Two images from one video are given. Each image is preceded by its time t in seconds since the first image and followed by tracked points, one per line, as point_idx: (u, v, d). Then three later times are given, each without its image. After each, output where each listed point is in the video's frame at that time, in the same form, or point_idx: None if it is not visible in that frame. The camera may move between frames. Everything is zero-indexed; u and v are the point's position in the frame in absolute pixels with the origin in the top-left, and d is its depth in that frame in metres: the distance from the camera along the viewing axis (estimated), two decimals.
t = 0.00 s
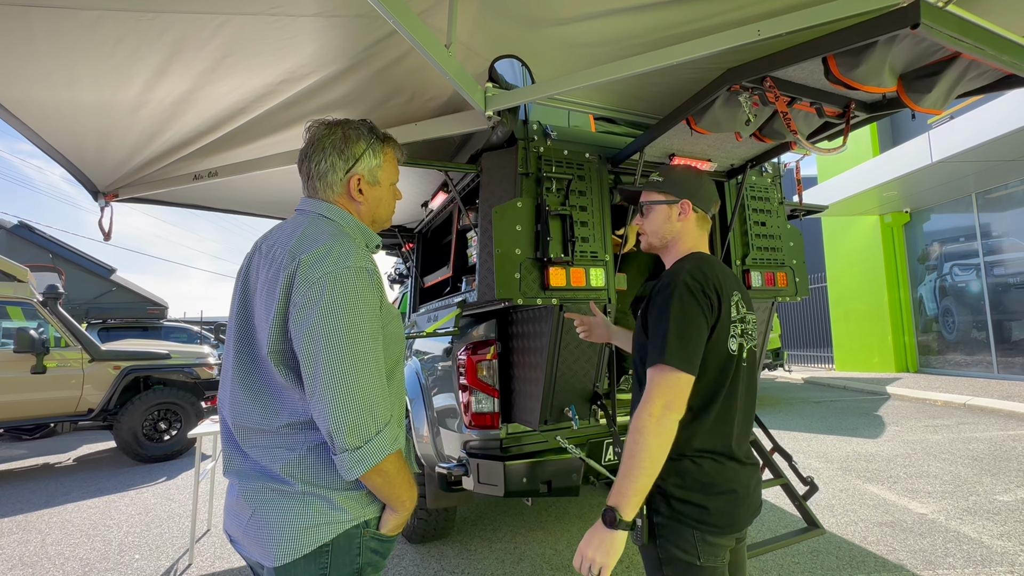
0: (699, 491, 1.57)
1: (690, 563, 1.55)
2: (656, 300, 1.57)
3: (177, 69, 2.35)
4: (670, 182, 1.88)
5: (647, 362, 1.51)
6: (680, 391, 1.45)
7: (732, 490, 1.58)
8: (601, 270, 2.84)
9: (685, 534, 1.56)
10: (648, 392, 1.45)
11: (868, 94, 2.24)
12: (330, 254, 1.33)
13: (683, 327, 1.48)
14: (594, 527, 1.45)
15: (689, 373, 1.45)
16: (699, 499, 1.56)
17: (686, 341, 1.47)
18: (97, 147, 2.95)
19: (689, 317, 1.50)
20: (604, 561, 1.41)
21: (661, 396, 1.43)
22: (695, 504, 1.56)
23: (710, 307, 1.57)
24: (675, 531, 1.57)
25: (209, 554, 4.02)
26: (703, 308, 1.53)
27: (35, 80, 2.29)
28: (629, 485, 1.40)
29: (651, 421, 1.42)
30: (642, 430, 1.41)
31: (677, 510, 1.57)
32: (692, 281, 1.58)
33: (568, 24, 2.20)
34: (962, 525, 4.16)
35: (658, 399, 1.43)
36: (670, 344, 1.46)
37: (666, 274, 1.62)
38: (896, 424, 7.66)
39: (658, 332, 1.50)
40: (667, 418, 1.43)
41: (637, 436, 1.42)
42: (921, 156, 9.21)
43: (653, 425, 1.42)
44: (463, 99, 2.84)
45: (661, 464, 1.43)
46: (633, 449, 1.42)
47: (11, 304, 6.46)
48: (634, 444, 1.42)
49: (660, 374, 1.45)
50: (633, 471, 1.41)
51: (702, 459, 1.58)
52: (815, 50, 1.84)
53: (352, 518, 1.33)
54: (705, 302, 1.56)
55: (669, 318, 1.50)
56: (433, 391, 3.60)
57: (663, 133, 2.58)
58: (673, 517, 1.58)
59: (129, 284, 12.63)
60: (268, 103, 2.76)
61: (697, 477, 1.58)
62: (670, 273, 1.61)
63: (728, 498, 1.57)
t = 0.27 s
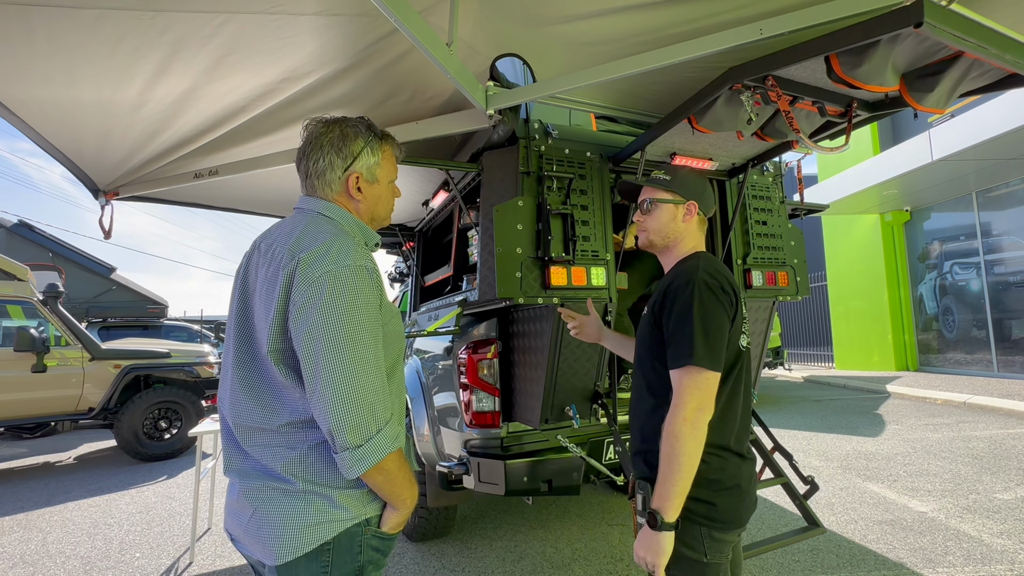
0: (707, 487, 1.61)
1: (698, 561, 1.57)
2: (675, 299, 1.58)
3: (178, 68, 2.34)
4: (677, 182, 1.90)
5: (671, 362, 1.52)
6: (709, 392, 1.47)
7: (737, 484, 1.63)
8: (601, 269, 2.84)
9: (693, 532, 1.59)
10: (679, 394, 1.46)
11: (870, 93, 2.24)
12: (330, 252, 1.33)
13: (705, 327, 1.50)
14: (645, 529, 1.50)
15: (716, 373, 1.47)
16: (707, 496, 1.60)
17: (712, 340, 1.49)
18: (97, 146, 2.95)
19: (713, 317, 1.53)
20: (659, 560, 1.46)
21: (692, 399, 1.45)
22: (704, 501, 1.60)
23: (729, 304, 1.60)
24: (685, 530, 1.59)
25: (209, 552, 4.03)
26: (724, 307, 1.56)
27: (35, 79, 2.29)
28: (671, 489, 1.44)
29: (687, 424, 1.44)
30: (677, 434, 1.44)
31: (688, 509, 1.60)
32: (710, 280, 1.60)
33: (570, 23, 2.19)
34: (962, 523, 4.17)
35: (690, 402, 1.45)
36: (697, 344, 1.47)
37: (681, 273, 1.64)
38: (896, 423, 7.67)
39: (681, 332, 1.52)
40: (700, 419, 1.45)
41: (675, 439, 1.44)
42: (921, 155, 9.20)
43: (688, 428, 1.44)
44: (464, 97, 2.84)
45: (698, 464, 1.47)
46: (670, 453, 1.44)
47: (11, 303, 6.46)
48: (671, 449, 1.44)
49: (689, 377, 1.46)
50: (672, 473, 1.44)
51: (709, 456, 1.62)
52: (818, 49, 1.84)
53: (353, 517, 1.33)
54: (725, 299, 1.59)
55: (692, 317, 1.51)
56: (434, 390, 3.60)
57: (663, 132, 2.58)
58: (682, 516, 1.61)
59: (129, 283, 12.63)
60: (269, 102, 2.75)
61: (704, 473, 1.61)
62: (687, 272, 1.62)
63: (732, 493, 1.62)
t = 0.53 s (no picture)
0: (710, 483, 1.61)
1: (703, 556, 1.57)
2: (681, 295, 1.59)
3: (179, 65, 2.34)
4: (682, 182, 1.90)
5: (676, 356, 1.52)
6: (713, 386, 1.46)
7: (739, 480, 1.63)
8: (603, 267, 2.84)
9: (698, 528, 1.59)
10: (683, 387, 1.46)
11: (873, 92, 2.24)
12: (330, 250, 1.32)
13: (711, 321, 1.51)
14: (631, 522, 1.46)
15: (720, 367, 1.48)
16: (711, 491, 1.60)
17: (718, 335, 1.50)
18: (97, 144, 2.95)
19: (719, 313, 1.53)
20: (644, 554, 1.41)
21: (696, 391, 1.45)
22: (708, 496, 1.60)
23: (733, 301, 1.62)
24: (690, 527, 1.59)
25: (210, 550, 4.03)
26: (729, 303, 1.57)
27: (36, 76, 2.29)
28: (668, 479, 1.42)
29: (690, 416, 1.43)
30: (680, 425, 1.43)
31: (692, 506, 1.59)
32: (717, 277, 1.61)
33: (573, 21, 2.19)
34: (962, 521, 4.18)
35: (695, 394, 1.44)
36: (705, 337, 1.47)
37: (686, 270, 1.65)
38: (896, 421, 7.68)
39: (687, 326, 1.52)
40: (703, 413, 1.45)
41: (678, 430, 1.43)
42: (922, 153, 9.20)
43: (691, 420, 1.43)
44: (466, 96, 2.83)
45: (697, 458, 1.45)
46: (671, 444, 1.43)
47: (11, 302, 6.46)
48: (673, 439, 1.43)
49: (694, 369, 1.46)
50: (670, 464, 1.43)
51: (711, 451, 1.63)
52: (823, 46, 1.83)
53: (354, 515, 1.32)
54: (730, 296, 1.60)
55: (699, 312, 1.52)
56: (435, 389, 3.60)
57: (666, 131, 2.57)
58: (686, 512, 1.60)
59: (129, 282, 12.63)
60: (270, 99, 2.75)
61: (707, 469, 1.62)
62: (693, 270, 1.63)
63: (735, 488, 1.62)
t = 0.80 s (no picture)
0: (709, 480, 1.61)
1: (703, 553, 1.57)
2: (680, 292, 1.59)
3: (178, 63, 2.34)
4: (684, 180, 1.90)
5: (674, 353, 1.52)
6: (710, 383, 1.46)
7: (738, 477, 1.63)
8: (604, 266, 2.83)
9: (698, 525, 1.58)
10: (680, 384, 1.46)
11: (873, 89, 2.23)
12: (329, 248, 1.32)
13: (710, 318, 1.51)
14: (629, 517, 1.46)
15: (718, 365, 1.47)
16: (710, 489, 1.60)
17: (716, 332, 1.50)
18: (97, 142, 2.94)
19: (718, 310, 1.53)
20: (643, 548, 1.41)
21: (694, 388, 1.45)
22: (707, 494, 1.59)
23: (732, 299, 1.62)
24: (690, 524, 1.59)
25: (211, 549, 4.03)
26: (727, 300, 1.57)
27: (35, 74, 2.28)
28: (664, 474, 1.42)
29: (686, 412, 1.43)
30: (676, 421, 1.43)
31: (692, 503, 1.59)
32: (716, 275, 1.61)
33: (573, 18, 2.19)
34: (962, 519, 4.18)
35: (691, 391, 1.44)
36: (702, 335, 1.47)
37: (686, 267, 1.65)
38: (896, 420, 7.68)
39: (685, 324, 1.52)
40: (700, 410, 1.45)
41: (674, 426, 1.43)
42: (922, 151, 9.19)
43: (687, 417, 1.43)
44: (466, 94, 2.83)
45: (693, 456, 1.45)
46: (666, 440, 1.43)
47: (11, 301, 6.45)
48: (669, 435, 1.43)
49: (692, 366, 1.46)
50: (666, 460, 1.42)
51: (709, 447, 1.62)
52: (825, 43, 1.83)
53: (354, 513, 1.32)
54: (728, 293, 1.60)
55: (697, 309, 1.52)
56: (435, 387, 3.60)
57: (667, 128, 2.56)
58: (685, 509, 1.60)
59: (129, 281, 12.62)
60: (270, 98, 2.74)
61: (706, 466, 1.61)
62: (693, 267, 1.63)
63: (735, 486, 1.62)
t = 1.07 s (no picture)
0: (707, 478, 1.60)
1: (701, 551, 1.57)
2: (679, 290, 1.59)
3: (177, 62, 2.33)
4: (689, 179, 1.90)
5: (672, 351, 1.51)
6: (707, 381, 1.46)
7: (736, 476, 1.63)
8: (603, 265, 2.83)
9: (696, 523, 1.58)
10: (677, 381, 1.46)
11: (873, 87, 2.23)
12: (327, 246, 1.32)
13: (708, 316, 1.50)
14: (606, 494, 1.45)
15: (716, 363, 1.47)
16: (709, 487, 1.59)
17: (715, 331, 1.49)
18: (96, 141, 2.93)
19: (717, 309, 1.53)
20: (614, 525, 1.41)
21: (691, 386, 1.44)
22: (705, 492, 1.59)
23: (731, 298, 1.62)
24: (688, 522, 1.59)
25: (211, 548, 4.03)
26: (727, 298, 1.57)
27: (33, 73, 2.27)
28: (653, 467, 1.41)
29: (681, 410, 1.43)
30: (670, 417, 1.42)
31: (690, 501, 1.59)
32: (716, 274, 1.61)
33: (572, 17, 2.18)
34: (961, 518, 4.19)
35: (688, 389, 1.44)
36: (700, 333, 1.47)
37: (686, 266, 1.65)
38: (895, 418, 7.69)
39: (684, 322, 1.52)
40: (696, 408, 1.44)
41: (667, 422, 1.42)
42: (922, 150, 9.19)
43: (682, 414, 1.43)
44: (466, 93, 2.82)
45: (683, 452, 1.45)
46: (659, 436, 1.42)
47: (10, 300, 6.44)
48: (662, 431, 1.42)
49: (689, 364, 1.46)
50: (658, 456, 1.42)
51: (708, 445, 1.62)
52: (826, 41, 1.83)
53: (354, 512, 1.32)
54: (728, 292, 1.60)
55: (696, 307, 1.52)
56: (435, 386, 3.60)
57: (668, 126, 2.56)
58: (683, 507, 1.60)
59: (128, 280, 12.61)
60: (269, 96, 2.74)
61: (704, 464, 1.61)
62: (693, 265, 1.63)
63: (734, 484, 1.62)
